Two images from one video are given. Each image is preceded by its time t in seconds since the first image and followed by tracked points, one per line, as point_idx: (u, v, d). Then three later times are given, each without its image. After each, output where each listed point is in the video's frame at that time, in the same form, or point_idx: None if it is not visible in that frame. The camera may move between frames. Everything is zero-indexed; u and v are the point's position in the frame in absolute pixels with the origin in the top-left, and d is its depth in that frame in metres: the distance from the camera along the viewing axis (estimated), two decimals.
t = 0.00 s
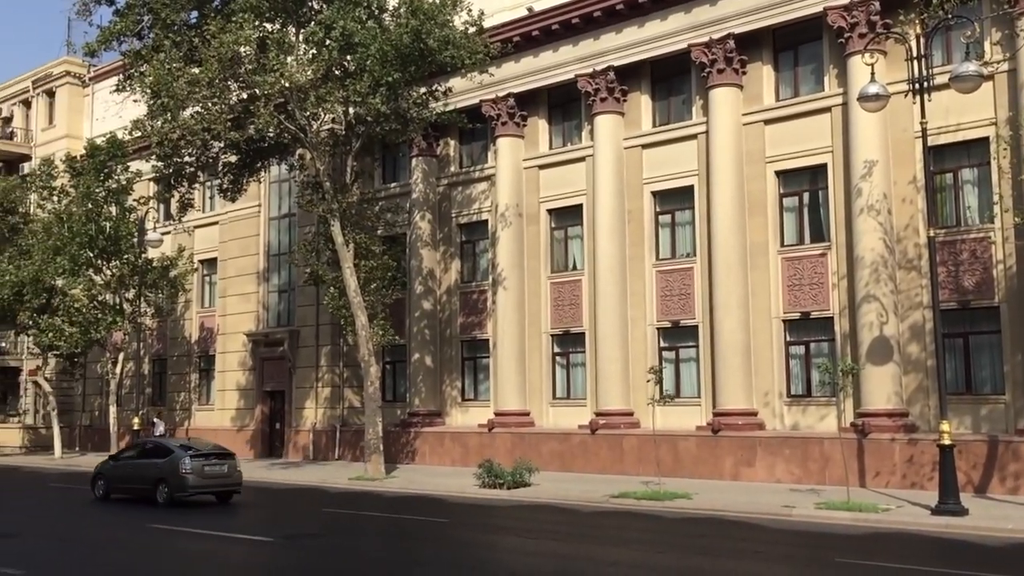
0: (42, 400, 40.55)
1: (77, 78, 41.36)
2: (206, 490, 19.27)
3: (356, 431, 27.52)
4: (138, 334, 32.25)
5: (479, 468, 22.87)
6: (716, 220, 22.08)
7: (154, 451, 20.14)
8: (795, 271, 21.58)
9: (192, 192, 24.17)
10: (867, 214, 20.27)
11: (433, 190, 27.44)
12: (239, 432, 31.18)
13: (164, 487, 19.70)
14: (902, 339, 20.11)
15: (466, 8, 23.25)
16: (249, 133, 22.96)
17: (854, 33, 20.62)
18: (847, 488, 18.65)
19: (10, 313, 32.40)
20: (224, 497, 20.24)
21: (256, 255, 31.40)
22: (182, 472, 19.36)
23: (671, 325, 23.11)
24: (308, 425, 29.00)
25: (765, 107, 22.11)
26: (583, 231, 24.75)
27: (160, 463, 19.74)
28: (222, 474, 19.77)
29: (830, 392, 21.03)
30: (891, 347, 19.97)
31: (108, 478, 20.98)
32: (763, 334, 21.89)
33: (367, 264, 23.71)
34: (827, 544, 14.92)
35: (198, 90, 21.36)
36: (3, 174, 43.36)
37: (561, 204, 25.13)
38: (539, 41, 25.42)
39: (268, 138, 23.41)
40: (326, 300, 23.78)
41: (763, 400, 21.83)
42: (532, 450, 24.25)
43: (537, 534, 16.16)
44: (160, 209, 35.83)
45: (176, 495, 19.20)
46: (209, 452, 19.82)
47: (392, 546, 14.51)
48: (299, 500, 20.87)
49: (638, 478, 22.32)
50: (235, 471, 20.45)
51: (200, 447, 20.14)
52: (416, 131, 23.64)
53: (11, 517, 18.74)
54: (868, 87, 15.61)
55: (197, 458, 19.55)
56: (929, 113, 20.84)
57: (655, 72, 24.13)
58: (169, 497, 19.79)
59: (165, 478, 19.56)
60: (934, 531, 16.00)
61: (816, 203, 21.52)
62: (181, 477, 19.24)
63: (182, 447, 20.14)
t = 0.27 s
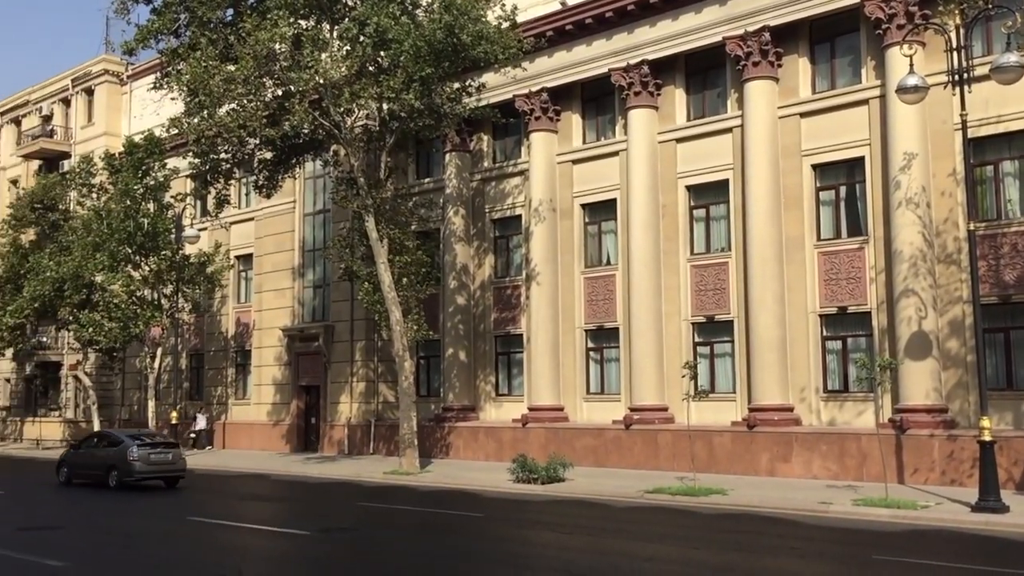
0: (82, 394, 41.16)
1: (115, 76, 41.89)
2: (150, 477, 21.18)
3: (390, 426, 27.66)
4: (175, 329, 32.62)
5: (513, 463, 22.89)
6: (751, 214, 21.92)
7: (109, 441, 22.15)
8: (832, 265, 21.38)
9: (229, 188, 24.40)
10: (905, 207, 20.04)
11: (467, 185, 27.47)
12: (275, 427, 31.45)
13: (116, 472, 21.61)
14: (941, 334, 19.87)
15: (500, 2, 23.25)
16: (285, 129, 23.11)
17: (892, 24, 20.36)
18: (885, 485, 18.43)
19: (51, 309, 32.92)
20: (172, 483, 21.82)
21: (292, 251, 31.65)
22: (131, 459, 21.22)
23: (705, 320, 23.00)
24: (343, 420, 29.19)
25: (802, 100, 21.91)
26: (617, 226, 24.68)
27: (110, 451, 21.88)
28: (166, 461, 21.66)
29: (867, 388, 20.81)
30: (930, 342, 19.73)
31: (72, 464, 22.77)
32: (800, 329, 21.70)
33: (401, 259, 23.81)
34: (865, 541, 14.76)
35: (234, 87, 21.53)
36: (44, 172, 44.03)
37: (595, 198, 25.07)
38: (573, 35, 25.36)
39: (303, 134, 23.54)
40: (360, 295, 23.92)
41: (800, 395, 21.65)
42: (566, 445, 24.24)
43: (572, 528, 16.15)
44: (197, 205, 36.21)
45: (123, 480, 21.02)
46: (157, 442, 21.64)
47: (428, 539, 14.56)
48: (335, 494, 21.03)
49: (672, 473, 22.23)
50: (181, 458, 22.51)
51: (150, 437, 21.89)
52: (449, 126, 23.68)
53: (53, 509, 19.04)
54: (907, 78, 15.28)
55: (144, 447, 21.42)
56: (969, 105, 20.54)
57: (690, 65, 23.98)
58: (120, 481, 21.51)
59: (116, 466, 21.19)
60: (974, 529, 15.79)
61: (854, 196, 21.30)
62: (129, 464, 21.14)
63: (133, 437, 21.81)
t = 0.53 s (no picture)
0: (114, 390, 41.64)
1: (144, 75, 42.29)
2: (108, 465, 23.07)
3: (418, 422, 27.76)
4: (205, 326, 32.91)
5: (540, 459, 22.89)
6: (780, 210, 21.77)
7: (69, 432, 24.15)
8: (861, 261, 21.18)
9: (257, 186, 24.55)
10: (936, 203, 19.82)
11: (493, 181, 27.48)
12: (303, 423, 31.65)
13: (76, 461, 23.39)
14: (973, 331, 19.64)
15: None
16: (312, 127, 23.20)
17: (923, 18, 20.14)
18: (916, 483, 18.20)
19: (83, 306, 33.29)
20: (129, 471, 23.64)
21: (319, 248, 31.83)
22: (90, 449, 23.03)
23: (733, 317, 22.89)
24: (370, 416, 29.33)
25: (831, 95, 21.72)
26: (644, 222, 24.60)
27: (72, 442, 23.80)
28: (122, 451, 23.46)
29: (898, 385, 20.61)
30: (962, 339, 19.51)
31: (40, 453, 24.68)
32: (829, 326, 21.54)
33: (428, 257, 23.88)
34: (895, 540, 14.63)
35: (263, 85, 21.60)
36: (75, 170, 44.55)
37: (622, 195, 25.01)
38: (600, 32, 25.29)
39: (330, 132, 23.62)
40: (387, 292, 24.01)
41: (829, 392, 21.47)
42: (593, 442, 24.21)
43: (599, 525, 16.13)
44: (225, 203, 36.50)
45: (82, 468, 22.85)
46: (113, 434, 23.65)
47: (455, 535, 14.58)
48: (362, 490, 21.14)
49: (700, 470, 22.12)
50: (137, 449, 24.34)
51: (108, 430, 23.77)
52: (476, 123, 23.69)
53: (84, 504, 19.24)
54: (937, 73, 15.07)
55: (101, 438, 23.41)
56: (1001, 99, 20.28)
57: (717, 60, 23.85)
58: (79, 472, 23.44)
59: (77, 455, 23.29)
60: (1007, 528, 15.61)
61: (884, 192, 21.10)
62: (87, 453, 23.05)
63: (94, 430, 23.72)
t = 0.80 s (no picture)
0: (139, 388, 41.99)
1: (169, 75, 42.60)
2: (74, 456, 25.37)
3: (440, 421, 27.82)
4: (229, 324, 33.13)
5: (562, 458, 22.87)
6: (804, 208, 21.65)
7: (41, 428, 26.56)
8: (886, 260, 21.04)
9: (281, 185, 24.68)
10: (963, 200, 19.64)
11: (516, 180, 27.48)
12: (326, 421, 31.80)
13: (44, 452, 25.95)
14: (1000, 330, 19.47)
15: None
16: (335, 126, 23.29)
17: (949, 14, 19.97)
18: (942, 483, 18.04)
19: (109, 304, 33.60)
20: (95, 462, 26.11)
21: (343, 247, 31.96)
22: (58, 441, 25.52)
23: (757, 315, 22.79)
24: (393, 414, 29.43)
25: (856, 92, 21.57)
26: (666, 220, 24.54)
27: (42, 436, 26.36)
28: (88, 444, 25.95)
29: (924, 384, 20.45)
30: (989, 338, 19.33)
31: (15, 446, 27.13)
32: (854, 325, 21.41)
33: (451, 255, 23.92)
34: (923, 540, 14.50)
35: (286, 85, 21.69)
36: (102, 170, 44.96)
37: (645, 193, 24.96)
38: (623, 29, 25.23)
39: (354, 131, 23.69)
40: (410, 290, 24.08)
41: (854, 391, 21.34)
42: (615, 441, 24.19)
43: (622, 523, 16.11)
44: (249, 202, 36.72)
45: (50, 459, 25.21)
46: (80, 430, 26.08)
47: (480, 534, 14.59)
48: (386, 488, 21.20)
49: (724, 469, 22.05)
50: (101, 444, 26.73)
51: (76, 425, 26.27)
52: (498, 122, 23.70)
53: (110, 501, 19.38)
54: (964, 69, 14.92)
55: (69, 432, 25.79)
56: None
57: (741, 57, 23.75)
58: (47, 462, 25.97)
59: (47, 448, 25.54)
60: None
61: (910, 189, 20.94)
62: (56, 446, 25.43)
63: (62, 425, 26.15)
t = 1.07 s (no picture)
0: (164, 387, 42.33)
1: (193, 76, 42.89)
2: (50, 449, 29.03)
3: (462, 420, 27.86)
4: (252, 323, 33.33)
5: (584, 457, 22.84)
6: (827, 207, 21.52)
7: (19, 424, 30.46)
8: (911, 259, 20.88)
9: (304, 185, 24.79)
10: (989, 199, 19.47)
11: (537, 179, 27.48)
12: (349, 420, 31.93)
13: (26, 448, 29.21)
14: None
15: None
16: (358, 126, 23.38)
17: (975, 10, 19.81)
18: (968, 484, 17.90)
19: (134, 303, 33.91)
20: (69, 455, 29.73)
21: (365, 246, 32.06)
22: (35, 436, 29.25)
23: (780, 315, 22.68)
24: (415, 413, 29.51)
25: (880, 90, 21.42)
26: (688, 220, 24.47)
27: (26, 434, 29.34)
28: (63, 438, 29.52)
29: (949, 384, 20.27)
30: (1015, 338, 19.14)
31: None
32: (878, 324, 21.27)
33: (473, 255, 23.96)
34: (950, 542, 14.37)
35: (308, 85, 21.80)
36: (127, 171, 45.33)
37: (667, 192, 24.89)
38: (645, 28, 25.17)
39: (376, 131, 23.75)
40: (432, 290, 24.13)
41: (878, 391, 21.20)
42: (637, 441, 24.14)
43: (645, 523, 16.05)
44: (272, 202, 36.93)
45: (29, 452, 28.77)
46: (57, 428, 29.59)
47: (504, 533, 14.58)
48: (409, 487, 21.25)
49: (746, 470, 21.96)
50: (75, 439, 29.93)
51: (53, 422, 29.87)
52: (520, 121, 23.71)
53: (135, 499, 19.51)
54: (990, 67, 14.80)
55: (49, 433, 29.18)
56: None
57: (764, 56, 23.64)
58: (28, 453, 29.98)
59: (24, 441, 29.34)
60: None
61: (935, 188, 20.78)
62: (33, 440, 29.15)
63: (40, 422, 29.87)
